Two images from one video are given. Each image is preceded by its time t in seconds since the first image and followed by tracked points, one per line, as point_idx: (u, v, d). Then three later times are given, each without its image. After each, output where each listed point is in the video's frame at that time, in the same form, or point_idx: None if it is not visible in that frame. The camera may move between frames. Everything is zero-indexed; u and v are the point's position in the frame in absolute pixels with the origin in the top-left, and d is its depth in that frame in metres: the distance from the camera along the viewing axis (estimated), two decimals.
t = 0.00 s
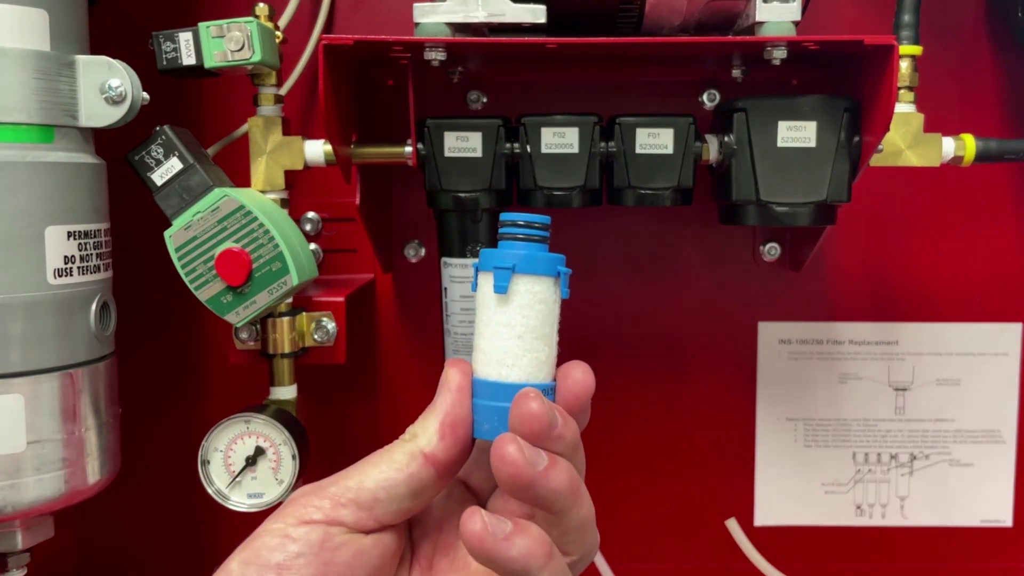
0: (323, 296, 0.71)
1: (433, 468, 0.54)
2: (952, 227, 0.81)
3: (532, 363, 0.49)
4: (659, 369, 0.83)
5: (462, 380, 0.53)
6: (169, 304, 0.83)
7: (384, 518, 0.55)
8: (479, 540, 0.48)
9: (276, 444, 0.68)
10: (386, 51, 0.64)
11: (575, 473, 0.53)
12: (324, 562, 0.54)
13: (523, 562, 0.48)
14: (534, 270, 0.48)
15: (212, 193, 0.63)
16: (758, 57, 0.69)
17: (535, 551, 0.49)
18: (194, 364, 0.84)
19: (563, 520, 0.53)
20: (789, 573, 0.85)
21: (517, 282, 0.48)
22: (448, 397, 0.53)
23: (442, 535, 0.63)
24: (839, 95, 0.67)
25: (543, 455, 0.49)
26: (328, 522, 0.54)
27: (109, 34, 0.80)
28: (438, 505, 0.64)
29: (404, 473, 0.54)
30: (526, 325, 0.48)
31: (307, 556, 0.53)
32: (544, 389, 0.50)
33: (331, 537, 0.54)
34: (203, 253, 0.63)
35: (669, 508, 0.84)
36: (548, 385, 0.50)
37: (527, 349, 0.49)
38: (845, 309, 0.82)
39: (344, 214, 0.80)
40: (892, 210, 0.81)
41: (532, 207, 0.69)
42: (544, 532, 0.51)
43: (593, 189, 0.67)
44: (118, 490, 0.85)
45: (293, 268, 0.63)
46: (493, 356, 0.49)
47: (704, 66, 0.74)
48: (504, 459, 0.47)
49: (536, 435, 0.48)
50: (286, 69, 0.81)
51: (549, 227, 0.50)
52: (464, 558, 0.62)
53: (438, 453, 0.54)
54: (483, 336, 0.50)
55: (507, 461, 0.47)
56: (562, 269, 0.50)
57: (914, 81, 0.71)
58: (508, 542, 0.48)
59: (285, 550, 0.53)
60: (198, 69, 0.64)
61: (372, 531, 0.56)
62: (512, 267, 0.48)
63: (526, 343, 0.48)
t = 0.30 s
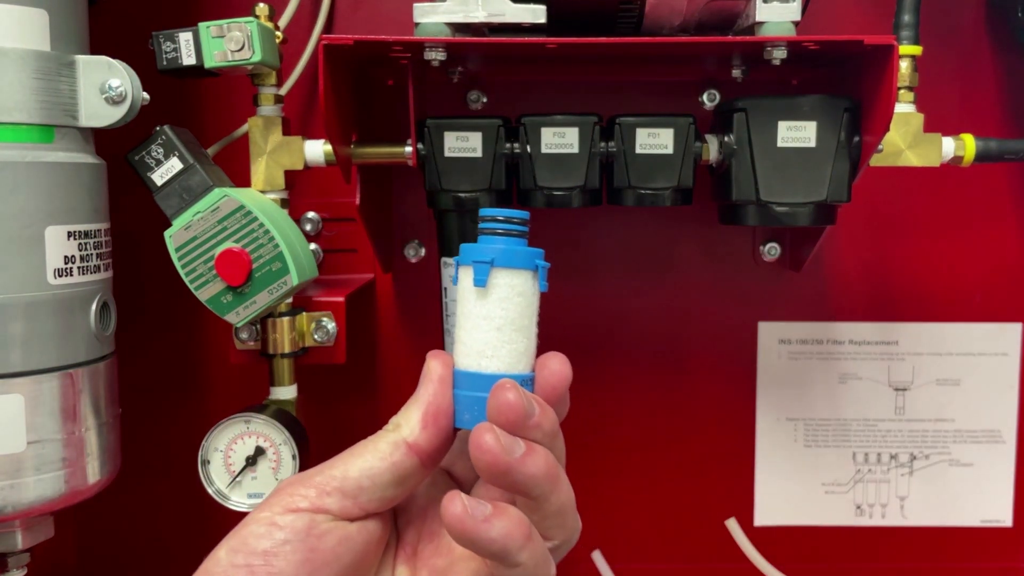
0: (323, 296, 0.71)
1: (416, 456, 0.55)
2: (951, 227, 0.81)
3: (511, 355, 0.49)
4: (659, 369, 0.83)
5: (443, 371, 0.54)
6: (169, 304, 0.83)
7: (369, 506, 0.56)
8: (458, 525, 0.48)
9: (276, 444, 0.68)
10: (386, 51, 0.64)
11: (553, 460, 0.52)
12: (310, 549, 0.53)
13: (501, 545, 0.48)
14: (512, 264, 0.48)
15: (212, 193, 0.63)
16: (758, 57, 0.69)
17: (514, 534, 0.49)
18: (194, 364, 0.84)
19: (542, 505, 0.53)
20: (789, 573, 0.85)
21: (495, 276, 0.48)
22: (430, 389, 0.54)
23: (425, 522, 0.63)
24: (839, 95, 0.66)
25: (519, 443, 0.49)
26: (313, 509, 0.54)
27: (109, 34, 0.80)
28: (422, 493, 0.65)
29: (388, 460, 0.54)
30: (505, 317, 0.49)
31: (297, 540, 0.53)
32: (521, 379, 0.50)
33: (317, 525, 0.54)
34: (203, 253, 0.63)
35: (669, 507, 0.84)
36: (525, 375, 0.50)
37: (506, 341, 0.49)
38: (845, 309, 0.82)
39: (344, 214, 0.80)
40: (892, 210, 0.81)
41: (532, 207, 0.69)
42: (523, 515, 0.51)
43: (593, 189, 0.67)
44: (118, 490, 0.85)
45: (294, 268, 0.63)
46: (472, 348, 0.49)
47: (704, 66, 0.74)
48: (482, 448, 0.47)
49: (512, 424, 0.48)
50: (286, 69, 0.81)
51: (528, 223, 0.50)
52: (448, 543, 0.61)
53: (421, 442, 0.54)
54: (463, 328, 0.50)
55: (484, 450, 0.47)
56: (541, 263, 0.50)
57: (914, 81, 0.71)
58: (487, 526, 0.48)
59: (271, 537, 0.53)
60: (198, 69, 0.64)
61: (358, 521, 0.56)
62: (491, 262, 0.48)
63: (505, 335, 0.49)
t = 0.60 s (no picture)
0: (323, 296, 0.71)
1: (416, 458, 0.55)
2: (951, 226, 0.81)
3: (512, 361, 0.49)
4: (659, 368, 0.83)
5: (441, 374, 0.53)
6: (169, 303, 0.83)
7: (372, 506, 0.56)
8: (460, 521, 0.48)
9: (276, 444, 0.68)
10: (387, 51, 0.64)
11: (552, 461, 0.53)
12: (316, 550, 0.53)
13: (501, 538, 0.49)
14: (515, 273, 0.48)
15: (212, 193, 0.63)
16: (757, 57, 0.69)
17: (515, 527, 0.49)
18: (194, 364, 0.84)
19: (542, 504, 0.53)
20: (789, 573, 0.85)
21: (500, 285, 0.48)
22: (429, 392, 0.54)
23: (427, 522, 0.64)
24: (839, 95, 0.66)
25: (519, 443, 0.49)
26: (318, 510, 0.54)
27: (109, 34, 0.80)
28: (423, 493, 0.65)
29: (390, 461, 0.54)
30: (507, 325, 0.49)
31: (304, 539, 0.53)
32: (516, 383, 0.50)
33: (322, 526, 0.54)
34: (204, 253, 0.63)
35: (669, 507, 0.84)
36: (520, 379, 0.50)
37: (506, 348, 0.49)
38: (845, 309, 0.82)
39: (344, 214, 0.80)
40: (892, 210, 0.81)
41: (532, 207, 0.69)
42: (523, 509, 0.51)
43: (593, 189, 0.67)
44: (118, 490, 0.85)
45: (294, 268, 0.63)
46: (473, 354, 0.49)
47: (704, 66, 0.74)
48: (483, 450, 0.48)
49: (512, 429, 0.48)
50: (286, 69, 0.81)
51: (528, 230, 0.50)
52: (450, 540, 0.61)
53: (421, 443, 0.54)
54: (463, 331, 0.50)
55: (484, 452, 0.48)
56: (541, 271, 0.50)
57: (914, 81, 0.71)
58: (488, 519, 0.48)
59: (278, 538, 0.53)
60: (198, 69, 0.64)
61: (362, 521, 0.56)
62: (494, 271, 0.48)
63: (505, 342, 0.49)
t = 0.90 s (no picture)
0: (323, 296, 0.71)
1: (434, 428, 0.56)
2: (951, 226, 0.81)
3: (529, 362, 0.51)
4: (658, 368, 0.83)
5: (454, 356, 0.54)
6: (170, 304, 0.83)
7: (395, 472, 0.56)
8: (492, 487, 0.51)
9: (276, 444, 0.68)
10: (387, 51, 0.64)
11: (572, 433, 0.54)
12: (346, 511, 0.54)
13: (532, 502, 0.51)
14: (528, 282, 0.49)
15: (213, 193, 0.63)
16: (757, 57, 0.69)
17: (546, 491, 0.52)
18: (194, 364, 0.84)
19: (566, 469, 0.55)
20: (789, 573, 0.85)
21: (516, 294, 0.49)
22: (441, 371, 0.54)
23: (449, 494, 0.62)
24: (839, 95, 0.67)
25: (544, 417, 0.51)
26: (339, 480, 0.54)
27: (109, 35, 0.80)
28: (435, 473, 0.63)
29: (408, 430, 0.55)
30: (524, 328, 0.50)
31: (327, 508, 0.53)
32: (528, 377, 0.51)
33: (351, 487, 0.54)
34: (204, 253, 0.63)
35: (669, 507, 0.85)
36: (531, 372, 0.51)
37: (521, 348, 0.50)
38: (845, 309, 0.83)
39: (344, 214, 0.80)
40: (892, 209, 0.81)
41: (532, 207, 0.69)
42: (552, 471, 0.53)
43: (593, 189, 0.67)
44: (117, 490, 0.85)
45: (294, 268, 0.63)
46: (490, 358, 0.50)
47: (704, 66, 0.74)
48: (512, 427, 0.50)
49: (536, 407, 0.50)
50: (286, 69, 0.81)
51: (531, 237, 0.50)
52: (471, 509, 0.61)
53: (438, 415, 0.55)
54: (476, 333, 0.51)
55: (512, 430, 0.49)
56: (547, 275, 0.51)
57: (914, 81, 0.71)
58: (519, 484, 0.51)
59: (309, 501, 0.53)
60: (198, 69, 0.65)
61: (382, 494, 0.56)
62: (511, 283, 0.49)
63: (520, 342, 0.50)
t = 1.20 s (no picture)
0: (324, 296, 0.71)
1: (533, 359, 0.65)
2: (950, 226, 0.82)
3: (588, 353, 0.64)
4: (658, 368, 0.83)
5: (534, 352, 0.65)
6: (171, 304, 0.83)
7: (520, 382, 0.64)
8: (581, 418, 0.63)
9: (277, 443, 0.68)
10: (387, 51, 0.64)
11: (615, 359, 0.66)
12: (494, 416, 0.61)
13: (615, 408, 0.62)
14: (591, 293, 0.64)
15: (214, 193, 0.63)
16: (757, 58, 0.69)
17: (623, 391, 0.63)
18: (195, 364, 0.84)
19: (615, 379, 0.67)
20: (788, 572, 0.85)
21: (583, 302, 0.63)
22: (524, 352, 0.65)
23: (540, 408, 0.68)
24: (838, 96, 0.67)
25: (590, 370, 0.63)
26: (478, 383, 0.61)
27: (110, 35, 0.80)
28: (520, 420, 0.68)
29: (513, 360, 0.64)
30: (588, 323, 0.64)
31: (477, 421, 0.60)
32: (583, 362, 0.64)
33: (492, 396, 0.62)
34: (205, 253, 0.63)
35: (669, 506, 0.85)
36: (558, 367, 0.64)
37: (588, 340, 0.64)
38: (844, 309, 0.83)
39: (344, 214, 0.80)
40: (891, 209, 0.81)
41: (532, 208, 0.70)
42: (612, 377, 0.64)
43: (593, 189, 0.67)
44: (118, 490, 0.85)
45: (295, 268, 0.64)
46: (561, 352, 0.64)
47: (704, 67, 0.74)
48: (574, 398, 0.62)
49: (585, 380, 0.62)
50: (287, 69, 0.81)
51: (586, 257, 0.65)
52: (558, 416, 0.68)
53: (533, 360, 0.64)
54: (551, 323, 0.64)
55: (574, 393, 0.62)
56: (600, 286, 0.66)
57: (913, 81, 0.71)
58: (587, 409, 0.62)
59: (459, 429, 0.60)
60: (199, 69, 0.65)
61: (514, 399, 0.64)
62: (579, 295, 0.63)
63: (587, 337, 0.64)
